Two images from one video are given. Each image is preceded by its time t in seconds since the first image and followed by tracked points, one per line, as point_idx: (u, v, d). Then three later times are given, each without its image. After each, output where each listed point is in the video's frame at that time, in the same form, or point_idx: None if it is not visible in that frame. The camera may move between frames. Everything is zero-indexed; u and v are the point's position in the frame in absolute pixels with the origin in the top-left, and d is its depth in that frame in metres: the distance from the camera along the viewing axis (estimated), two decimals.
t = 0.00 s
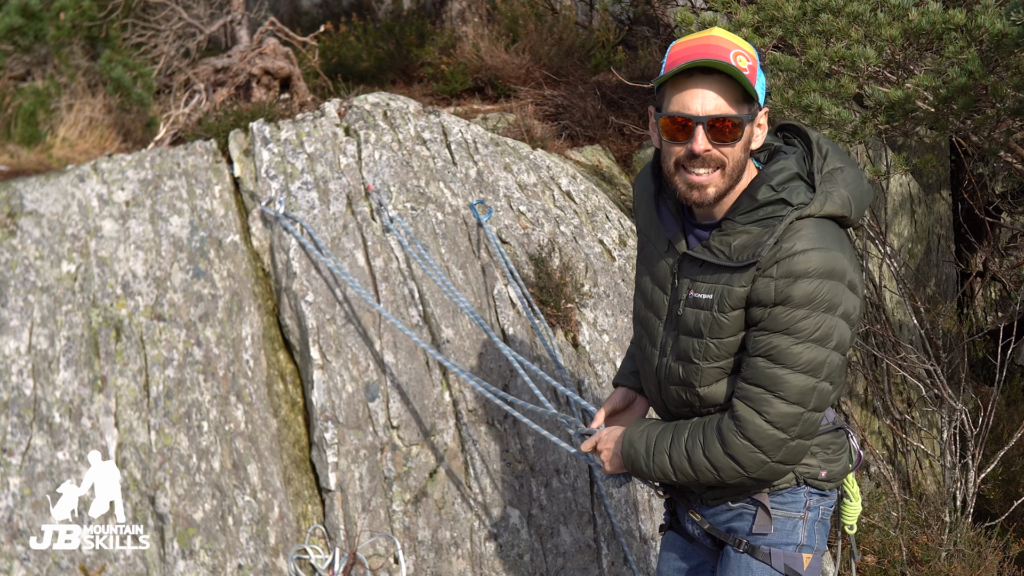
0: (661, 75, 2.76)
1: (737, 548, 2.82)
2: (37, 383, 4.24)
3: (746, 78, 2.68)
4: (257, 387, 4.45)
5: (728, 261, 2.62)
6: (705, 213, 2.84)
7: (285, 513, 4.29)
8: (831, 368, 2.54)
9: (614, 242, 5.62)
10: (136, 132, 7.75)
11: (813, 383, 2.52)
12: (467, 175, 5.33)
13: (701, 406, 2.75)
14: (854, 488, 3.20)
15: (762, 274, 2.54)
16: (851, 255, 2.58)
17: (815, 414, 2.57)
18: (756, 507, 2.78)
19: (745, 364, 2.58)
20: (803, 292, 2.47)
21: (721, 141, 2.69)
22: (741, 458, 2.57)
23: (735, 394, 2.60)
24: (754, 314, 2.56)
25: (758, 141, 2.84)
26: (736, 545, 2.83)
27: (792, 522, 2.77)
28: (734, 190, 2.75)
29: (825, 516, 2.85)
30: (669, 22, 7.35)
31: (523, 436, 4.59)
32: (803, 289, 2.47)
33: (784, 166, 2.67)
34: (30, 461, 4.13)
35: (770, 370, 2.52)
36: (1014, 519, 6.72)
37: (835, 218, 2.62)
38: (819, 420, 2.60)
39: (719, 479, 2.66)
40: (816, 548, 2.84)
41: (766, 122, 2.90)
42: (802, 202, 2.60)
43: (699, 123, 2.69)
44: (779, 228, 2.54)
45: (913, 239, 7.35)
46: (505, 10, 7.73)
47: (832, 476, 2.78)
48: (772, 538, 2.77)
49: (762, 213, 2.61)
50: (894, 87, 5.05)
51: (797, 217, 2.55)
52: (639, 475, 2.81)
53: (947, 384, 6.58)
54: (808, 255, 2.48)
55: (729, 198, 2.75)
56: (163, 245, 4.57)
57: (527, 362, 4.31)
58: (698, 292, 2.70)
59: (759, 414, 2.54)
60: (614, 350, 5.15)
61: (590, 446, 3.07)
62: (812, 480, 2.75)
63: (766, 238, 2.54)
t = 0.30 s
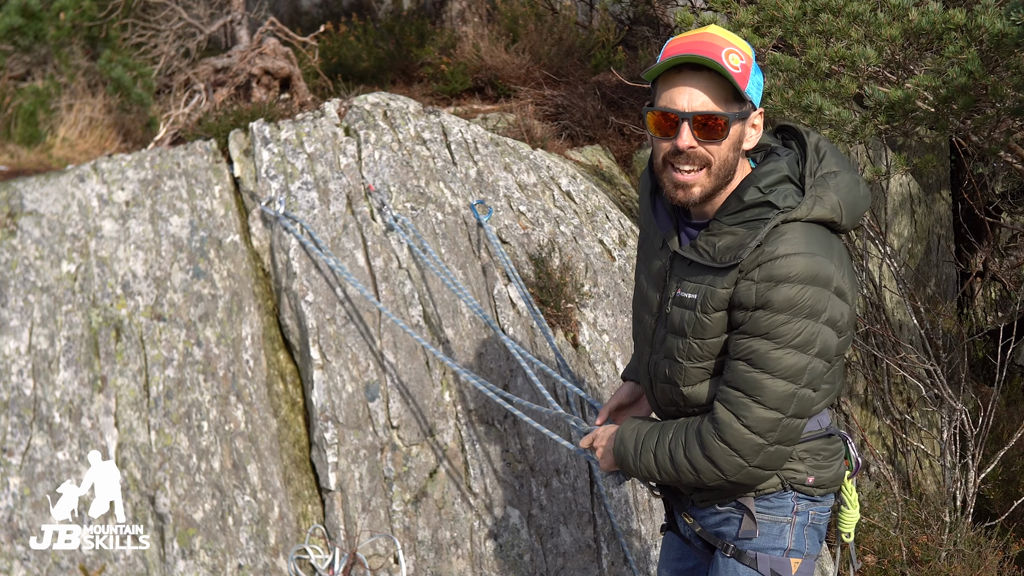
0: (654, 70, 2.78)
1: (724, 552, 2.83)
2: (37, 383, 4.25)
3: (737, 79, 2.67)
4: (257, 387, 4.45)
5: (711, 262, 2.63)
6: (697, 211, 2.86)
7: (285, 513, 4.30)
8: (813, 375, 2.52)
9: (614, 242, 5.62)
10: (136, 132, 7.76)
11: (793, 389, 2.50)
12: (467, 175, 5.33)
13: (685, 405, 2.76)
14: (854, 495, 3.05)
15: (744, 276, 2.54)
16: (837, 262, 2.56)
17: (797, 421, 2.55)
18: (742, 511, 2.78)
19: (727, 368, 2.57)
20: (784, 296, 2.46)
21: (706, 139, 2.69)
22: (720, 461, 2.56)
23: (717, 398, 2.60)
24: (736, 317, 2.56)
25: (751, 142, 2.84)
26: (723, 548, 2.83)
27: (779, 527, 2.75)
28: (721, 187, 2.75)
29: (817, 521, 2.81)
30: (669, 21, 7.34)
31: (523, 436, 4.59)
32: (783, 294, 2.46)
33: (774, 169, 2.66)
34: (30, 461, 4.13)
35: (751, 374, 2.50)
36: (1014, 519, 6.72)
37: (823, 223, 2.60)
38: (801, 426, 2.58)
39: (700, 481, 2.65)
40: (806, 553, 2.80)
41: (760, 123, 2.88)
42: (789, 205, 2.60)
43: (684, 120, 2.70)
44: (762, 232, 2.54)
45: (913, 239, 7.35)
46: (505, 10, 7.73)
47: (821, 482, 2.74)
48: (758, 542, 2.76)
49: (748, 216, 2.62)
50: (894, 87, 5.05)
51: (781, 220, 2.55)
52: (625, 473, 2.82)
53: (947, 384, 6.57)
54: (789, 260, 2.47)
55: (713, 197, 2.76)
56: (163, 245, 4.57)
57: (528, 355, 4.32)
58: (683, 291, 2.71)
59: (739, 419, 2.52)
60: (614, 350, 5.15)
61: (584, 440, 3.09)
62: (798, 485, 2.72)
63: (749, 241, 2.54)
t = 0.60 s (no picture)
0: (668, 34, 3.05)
1: (700, 555, 2.83)
2: (37, 383, 4.24)
3: (717, 45, 2.81)
4: (257, 387, 4.45)
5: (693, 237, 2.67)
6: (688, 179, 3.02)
7: (285, 513, 4.29)
8: (784, 359, 2.49)
9: (614, 242, 5.62)
10: (136, 132, 7.76)
11: (762, 370, 2.47)
12: (467, 175, 5.33)
13: (662, 384, 2.77)
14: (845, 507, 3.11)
15: (722, 255, 2.57)
16: (812, 249, 2.54)
17: (766, 405, 2.51)
18: (714, 514, 2.77)
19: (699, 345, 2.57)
20: (755, 272, 2.47)
21: (678, 96, 2.87)
22: (686, 440, 2.52)
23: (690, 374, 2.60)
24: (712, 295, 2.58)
25: (743, 118, 2.88)
26: (700, 551, 2.84)
27: (752, 530, 2.73)
28: (692, 148, 2.87)
29: (795, 526, 2.78)
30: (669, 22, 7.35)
31: (523, 436, 4.59)
32: (755, 270, 2.47)
33: (766, 148, 2.70)
34: (29, 461, 4.13)
35: (720, 350, 2.49)
36: (1014, 519, 6.72)
37: (804, 207, 2.61)
38: (772, 414, 2.53)
39: (670, 464, 2.61)
40: (784, 557, 2.78)
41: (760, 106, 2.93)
42: (772, 186, 2.63)
43: (663, 77, 2.91)
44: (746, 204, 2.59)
45: (913, 239, 7.35)
46: (505, 10, 7.73)
47: (794, 486, 2.74)
48: (731, 546, 2.75)
49: (734, 190, 2.68)
50: (894, 87, 5.05)
51: (762, 198, 2.59)
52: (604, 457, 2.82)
53: (947, 384, 6.57)
54: (764, 238, 2.50)
55: (683, 157, 2.89)
56: (163, 245, 4.57)
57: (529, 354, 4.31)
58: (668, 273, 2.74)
59: (706, 397, 2.50)
60: (614, 350, 5.15)
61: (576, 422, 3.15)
62: (770, 487, 2.72)
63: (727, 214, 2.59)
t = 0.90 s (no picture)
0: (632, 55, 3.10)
1: (680, 556, 2.86)
2: (37, 383, 4.20)
3: (648, 55, 2.84)
4: (257, 387, 4.46)
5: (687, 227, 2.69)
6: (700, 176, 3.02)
7: (285, 513, 4.30)
8: (768, 343, 2.46)
9: (614, 242, 5.63)
10: (136, 132, 7.76)
11: (744, 354, 2.44)
12: (467, 175, 5.34)
13: (656, 374, 2.79)
14: (834, 520, 2.96)
15: (704, 241, 2.57)
16: (795, 235, 2.52)
17: (751, 391, 2.48)
18: (690, 515, 2.78)
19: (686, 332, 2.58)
20: (732, 254, 2.47)
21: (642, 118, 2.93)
22: (675, 428, 2.52)
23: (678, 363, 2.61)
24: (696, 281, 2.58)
25: (711, 107, 2.82)
26: (681, 550, 2.87)
27: (728, 533, 2.72)
28: (680, 155, 2.89)
29: (775, 530, 2.75)
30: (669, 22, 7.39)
31: (523, 436, 4.59)
32: (734, 253, 2.47)
33: (761, 137, 2.72)
34: (30, 461, 4.09)
35: (702, 334, 2.49)
36: (1014, 518, 6.74)
37: (789, 193, 2.60)
38: (757, 400, 2.50)
39: (664, 456, 2.61)
40: (764, 560, 2.75)
41: (724, 83, 2.82)
42: (758, 171, 2.63)
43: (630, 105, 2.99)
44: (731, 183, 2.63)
45: (913, 239, 7.36)
46: (505, 10, 7.74)
47: (770, 491, 2.70)
48: (707, 547, 2.76)
49: (722, 175, 2.70)
50: (895, 87, 5.06)
51: (745, 181, 2.60)
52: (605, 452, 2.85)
53: (947, 384, 6.57)
54: (744, 221, 2.50)
55: (676, 166, 2.92)
56: (163, 245, 4.56)
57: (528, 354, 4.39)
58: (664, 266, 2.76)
59: (690, 383, 2.49)
60: (614, 350, 5.16)
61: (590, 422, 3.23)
62: (744, 490, 2.70)
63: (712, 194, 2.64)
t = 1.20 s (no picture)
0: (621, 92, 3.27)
1: (672, 554, 2.88)
2: (37, 383, 4.11)
3: (604, 105, 3.03)
4: (257, 387, 4.46)
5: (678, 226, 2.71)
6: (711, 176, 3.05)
7: (285, 513, 4.30)
8: (754, 334, 2.45)
9: (614, 242, 5.65)
10: (136, 132, 7.23)
11: (730, 345, 2.43)
12: (467, 175, 5.38)
13: (650, 369, 2.81)
14: (829, 524, 2.85)
15: (689, 236, 2.58)
16: (777, 226, 2.50)
17: (739, 382, 2.47)
18: (679, 513, 2.81)
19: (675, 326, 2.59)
20: (711, 247, 2.47)
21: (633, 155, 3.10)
22: (668, 423, 2.53)
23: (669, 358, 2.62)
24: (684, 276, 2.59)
25: (673, 126, 2.89)
26: (673, 548, 2.90)
27: (715, 532, 2.73)
28: (676, 173, 2.99)
29: (763, 530, 2.74)
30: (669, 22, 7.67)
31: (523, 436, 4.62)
32: (715, 245, 2.47)
33: (749, 134, 2.74)
34: (29, 461, 4.00)
35: (688, 328, 2.49)
36: (1013, 518, 6.77)
37: (770, 187, 2.58)
38: (747, 391, 2.48)
39: (661, 452, 2.61)
40: (752, 561, 2.74)
41: (674, 98, 2.87)
42: (742, 166, 2.65)
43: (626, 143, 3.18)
44: (714, 176, 2.69)
45: (912, 239, 7.38)
46: (505, 10, 7.76)
47: (756, 492, 2.69)
48: (695, 546, 2.77)
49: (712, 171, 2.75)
50: (894, 87, 5.06)
51: (728, 175, 2.64)
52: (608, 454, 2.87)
53: (947, 384, 6.58)
54: (724, 213, 2.50)
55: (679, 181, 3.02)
56: (163, 245, 4.53)
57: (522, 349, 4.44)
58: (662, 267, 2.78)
59: (678, 377, 2.50)
60: (614, 350, 5.18)
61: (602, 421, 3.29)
62: (731, 490, 2.70)
63: (695, 187, 2.73)
